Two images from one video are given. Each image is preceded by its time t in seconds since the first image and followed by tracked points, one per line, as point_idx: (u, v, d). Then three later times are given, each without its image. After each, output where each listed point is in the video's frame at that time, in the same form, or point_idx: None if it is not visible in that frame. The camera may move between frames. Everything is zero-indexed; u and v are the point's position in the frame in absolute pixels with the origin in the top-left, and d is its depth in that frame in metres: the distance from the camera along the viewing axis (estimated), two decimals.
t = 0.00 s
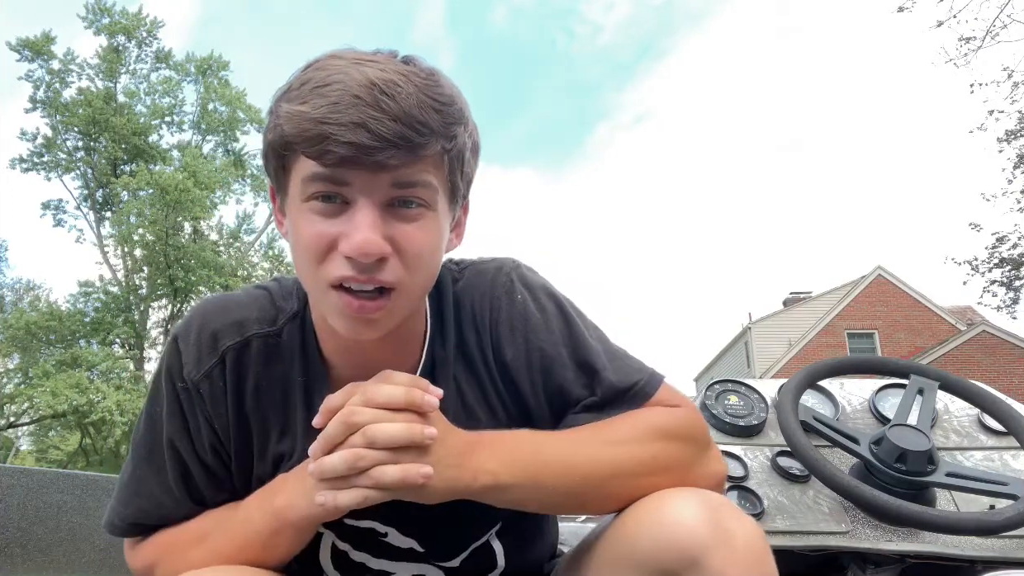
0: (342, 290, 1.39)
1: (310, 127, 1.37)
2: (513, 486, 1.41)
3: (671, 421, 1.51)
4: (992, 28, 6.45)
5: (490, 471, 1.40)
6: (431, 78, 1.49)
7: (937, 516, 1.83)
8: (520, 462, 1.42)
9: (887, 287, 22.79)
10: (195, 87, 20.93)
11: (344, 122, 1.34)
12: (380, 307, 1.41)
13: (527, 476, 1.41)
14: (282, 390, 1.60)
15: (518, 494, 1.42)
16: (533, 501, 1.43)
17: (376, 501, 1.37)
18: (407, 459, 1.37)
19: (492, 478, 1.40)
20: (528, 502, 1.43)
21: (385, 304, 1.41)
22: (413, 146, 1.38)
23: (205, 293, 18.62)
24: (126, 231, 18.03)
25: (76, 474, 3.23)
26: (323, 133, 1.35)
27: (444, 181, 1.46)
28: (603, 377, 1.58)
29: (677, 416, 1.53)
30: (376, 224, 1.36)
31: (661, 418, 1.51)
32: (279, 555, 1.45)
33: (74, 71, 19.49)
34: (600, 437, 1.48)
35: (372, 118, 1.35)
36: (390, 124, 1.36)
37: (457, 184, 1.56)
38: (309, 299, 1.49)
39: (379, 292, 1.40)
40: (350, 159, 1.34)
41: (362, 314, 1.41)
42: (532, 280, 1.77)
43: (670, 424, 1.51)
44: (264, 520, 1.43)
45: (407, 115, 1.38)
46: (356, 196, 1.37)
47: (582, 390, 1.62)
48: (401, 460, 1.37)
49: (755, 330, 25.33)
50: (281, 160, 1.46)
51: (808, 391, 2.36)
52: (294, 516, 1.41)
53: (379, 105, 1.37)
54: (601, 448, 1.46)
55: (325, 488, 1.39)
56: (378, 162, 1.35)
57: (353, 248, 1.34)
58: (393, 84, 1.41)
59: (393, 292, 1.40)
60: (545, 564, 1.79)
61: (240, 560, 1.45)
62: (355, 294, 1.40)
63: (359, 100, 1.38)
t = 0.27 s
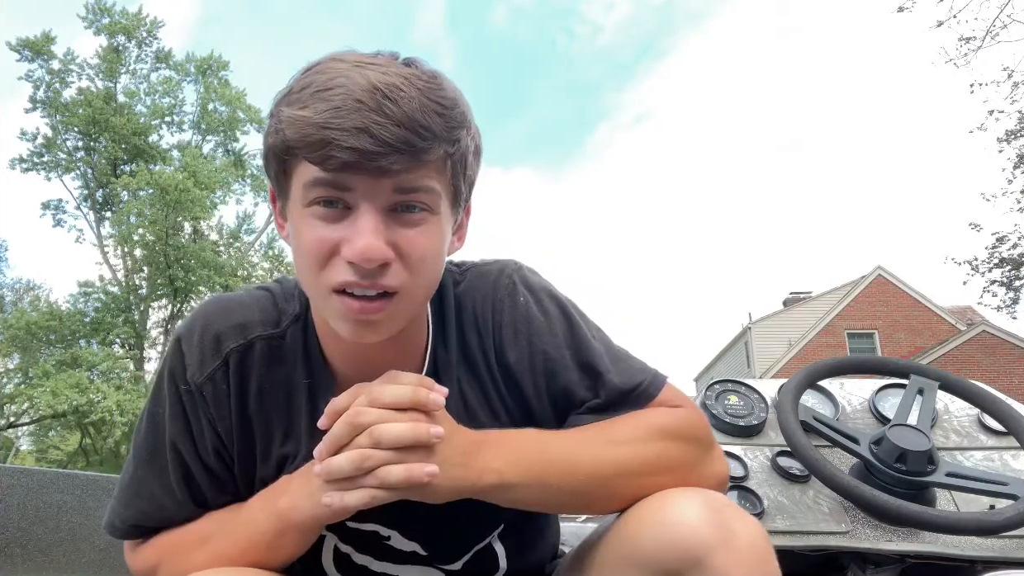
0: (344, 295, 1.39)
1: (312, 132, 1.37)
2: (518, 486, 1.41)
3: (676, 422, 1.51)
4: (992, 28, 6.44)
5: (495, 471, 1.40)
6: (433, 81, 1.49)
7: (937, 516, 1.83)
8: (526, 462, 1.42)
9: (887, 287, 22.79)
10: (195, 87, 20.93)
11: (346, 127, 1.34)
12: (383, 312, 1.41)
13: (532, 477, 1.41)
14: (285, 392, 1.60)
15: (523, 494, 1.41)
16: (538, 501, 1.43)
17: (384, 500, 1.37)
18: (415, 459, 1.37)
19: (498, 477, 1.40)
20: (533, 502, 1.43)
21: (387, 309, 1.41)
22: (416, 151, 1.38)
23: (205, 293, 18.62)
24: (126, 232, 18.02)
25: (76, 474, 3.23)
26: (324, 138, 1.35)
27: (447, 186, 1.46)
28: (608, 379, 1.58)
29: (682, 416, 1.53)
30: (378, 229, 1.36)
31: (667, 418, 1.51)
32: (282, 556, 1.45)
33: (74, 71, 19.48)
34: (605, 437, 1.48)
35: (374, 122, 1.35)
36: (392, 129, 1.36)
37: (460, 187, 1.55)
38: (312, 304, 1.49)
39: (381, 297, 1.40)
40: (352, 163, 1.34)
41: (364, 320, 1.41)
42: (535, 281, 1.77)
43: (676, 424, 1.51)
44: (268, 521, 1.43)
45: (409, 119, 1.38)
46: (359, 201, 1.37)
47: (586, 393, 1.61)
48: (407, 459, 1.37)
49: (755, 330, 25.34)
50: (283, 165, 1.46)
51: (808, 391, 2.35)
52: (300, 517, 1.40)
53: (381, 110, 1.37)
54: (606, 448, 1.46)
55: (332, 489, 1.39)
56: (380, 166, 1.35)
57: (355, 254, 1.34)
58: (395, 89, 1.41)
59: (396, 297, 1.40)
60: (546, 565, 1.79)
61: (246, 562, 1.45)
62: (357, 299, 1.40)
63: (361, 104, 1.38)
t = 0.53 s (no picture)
0: (339, 297, 1.39)
1: (303, 134, 1.37)
2: (520, 486, 1.41)
3: (677, 422, 1.52)
4: (992, 29, 6.44)
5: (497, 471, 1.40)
6: (425, 79, 1.48)
7: (937, 516, 1.83)
8: (527, 461, 1.42)
9: (887, 286, 22.78)
10: (195, 87, 20.93)
11: (336, 129, 1.35)
12: (378, 314, 1.41)
13: (533, 477, 1.41)
14: (286, 393, 1.61)
15: (525, 494, 1.42)
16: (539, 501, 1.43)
17: (386, 500, 1.37)
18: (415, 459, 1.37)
19: (499, 478, 1.40)
20: (535, 502, 1.43)
21: (383, 310, 1.41)
22: (408, 151, 1.38)
23: (205, 293, 18.62)
24: (126, 232, 18.02)
25: (76, 474, 3.23)
26: (315, 140, 1.35)
27: (441, 186, 1.45)
28: (609, 380, 1.58)
29: (684, 415, 1.53)
30: (372, 232, 1.36)
31: (667, 418, 1.52)
32: (283, 557, 1.45)
33: (74, 71, 19.47)
34: (606, 438, 1.48)
35: (365, 123, 1.35)
36: (384, 130, 1.36)
37: (455, 187, 1.55)
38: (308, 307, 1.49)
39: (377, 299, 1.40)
40: (343, 165, 1.34)
41: (360, 322, 1.41)
42: (535, 281, 1.78)
43: (677, 424, 1.51)
44: (269, 521, 1.43)
45: (401, 119, 1.38)
46: (352, 202, 1.37)
47: (588, 393, 1.62)
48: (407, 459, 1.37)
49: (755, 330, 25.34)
50: (277, 168, 1.46)
51: (808, 391, 2.36)
52: (301, 518, 1.41)
53: (371, 110, 1.37)
54: (606, 448, 1.46)
55: (334, 490, 1.39)
56: (372, 168, 1.35)
57: (349, 256, 1.34)
58: (386, 89, 1.41)
59: (390, 299, 1.40)
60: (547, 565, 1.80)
61: (247, 563, 1.45)
62: (351, 301, 1.40)
63: (352, 106, 1.38)
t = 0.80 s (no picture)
0: (337, 296, 1.39)
1: (301, 133, 1.37)
2: (520, 486, 1.41)
3: (676, 421, 1.52)
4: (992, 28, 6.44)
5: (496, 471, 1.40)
6: (424, 78, 1.48)
7: (936, 516, 1.83)
8: (526, 461, 1.42)
9: (887, 286, 22.78)
10: (195, 87, 20.93)
11: (334, 128, 1.34)
12: (375, 313, 1.41)
13: (532, 477, 1.41)
14: (286, 393, 1.61)
15: (525, 494, 1.41)
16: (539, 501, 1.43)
17: (385, 500, 1.37)
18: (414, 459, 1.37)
19: (499, 477, 1.40)
20: (534, 502, 1.43)
21: (380, 310, 1.41)
22: (405, 150, 1.38)
23: (205, 293, 18.63)
24: (126, 232, 18.02)
25: (76, 474, 3.23)
26: (312, 139, 1.35)
27: (439, 185, 1.45)
28: (608, 380, 1.58)
29: (683, 415, 1.53)
30: (369, 231, 1.36)
31: (666, 418, 1.52)
32: (283, 556, 1.45)
33: (74, 71, 19.46)
34: (606, 438, 1.48)
35: (362, 123, 1.35)
36: (381, 129, 1.36)
37: (453, 187, 1.55)
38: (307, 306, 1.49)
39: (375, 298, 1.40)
40: (341, 165, 1.34)
41: (358, 321, 1.41)
42: (534, 281, 1.77)
43: (676, 424, 1.51)
44: (269, 521, 1.43)
45: (398, 119, 1.38)
46: (350, 202, 1.37)
47: (587, 393, 1.62)
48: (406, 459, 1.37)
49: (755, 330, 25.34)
50: (275, 167, 1.46)
51: (808, 391, 2.36)
52: (301, 519, 1.40)
53: (368, 110, 1.37)
54: (605, 448, 1.46)
55: (333, 491, 1.39)
56: (370, 167, 1.35)
57: (346, 255, 1.34)
58: (384, 88, 1.41)
59: (388, 297, 1.40)
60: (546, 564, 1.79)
61: (247, 563, 1.45)
62: (349, 300, 1.40)
63: (349, 104, 1.38)
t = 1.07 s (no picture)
0: (322, 292, 1.39)
1: (286, 130, 1.38)
2: (520, 486, 1.41)
3: (675, 421, 1.52)
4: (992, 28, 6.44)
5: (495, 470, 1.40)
6: (415, 79, 1.48)
7: (937, 516, 1.83)
8: (525, 462, 1.42)
9: (887, 286, 22.78)
10: (195, 87, 20.92)
11: (318, 125, 1.35)
12: (361, 311, 1.40)
13: (531, 477, 1.41)
14: (285, 393, 1.61)
15: (524, 494, 1.41)
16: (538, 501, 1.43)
17: (384, 499, 1.37)
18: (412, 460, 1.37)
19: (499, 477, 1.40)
20: (534, 502, 1.43)
21: (366, 307, 1.40)
22: (389, 147, 1.38)
23: (205, 293, 18.62)
24: (126, 231, 18.02)
25: (76, 474, 3.23)
26: (296, 136, 1.36)
27: (427, 184, 1.45)
28: (607, 380, 1.58)
29: (682, 415, 1.54)
30: (353, 227, 1.36)
31: (665, 418, 1.52)
32: (283, 556, 1.45)
33: (74, 71, 19.45)
34: (604, 439, 1.48)
35: (345, 120, 1.35)
36: (364, 126, 1.35)
37: (446, 187, 1.54)
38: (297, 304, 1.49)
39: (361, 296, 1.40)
40: (323, 161, 1.34)
41: (345, 318, 1.41)
42: (534, 281, 1.77)
43: (674, 425, 1.51)
44: (268, 521, 1.43)
45: (383, 116, 1.38)
46: (334, 198, 1.37)
47: (586, 392, 1.62)
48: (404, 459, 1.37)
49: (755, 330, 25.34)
50: (267, 166, 1.47)
51: (808, 391, 2.36)
52: (300, 519, 1.40)
53: (352, 107, 1.37)
54: (604, 448, 1.46)
55: (332, 492, 1.39)
56: (352, 163, 1.35)
57: (329, 251, 1.34)
58: (371, 86, 1.41)
59: (374, 295, 1.39)
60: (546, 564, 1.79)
61: (246, 563, 1.45)
62: (334, 297, 1.39)
63: (334, 101, 1.38)
